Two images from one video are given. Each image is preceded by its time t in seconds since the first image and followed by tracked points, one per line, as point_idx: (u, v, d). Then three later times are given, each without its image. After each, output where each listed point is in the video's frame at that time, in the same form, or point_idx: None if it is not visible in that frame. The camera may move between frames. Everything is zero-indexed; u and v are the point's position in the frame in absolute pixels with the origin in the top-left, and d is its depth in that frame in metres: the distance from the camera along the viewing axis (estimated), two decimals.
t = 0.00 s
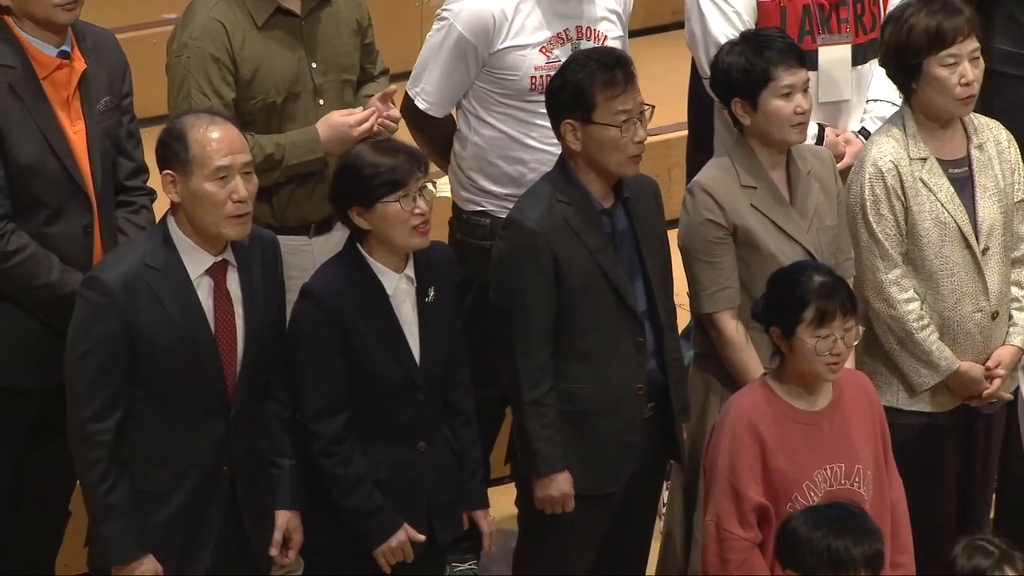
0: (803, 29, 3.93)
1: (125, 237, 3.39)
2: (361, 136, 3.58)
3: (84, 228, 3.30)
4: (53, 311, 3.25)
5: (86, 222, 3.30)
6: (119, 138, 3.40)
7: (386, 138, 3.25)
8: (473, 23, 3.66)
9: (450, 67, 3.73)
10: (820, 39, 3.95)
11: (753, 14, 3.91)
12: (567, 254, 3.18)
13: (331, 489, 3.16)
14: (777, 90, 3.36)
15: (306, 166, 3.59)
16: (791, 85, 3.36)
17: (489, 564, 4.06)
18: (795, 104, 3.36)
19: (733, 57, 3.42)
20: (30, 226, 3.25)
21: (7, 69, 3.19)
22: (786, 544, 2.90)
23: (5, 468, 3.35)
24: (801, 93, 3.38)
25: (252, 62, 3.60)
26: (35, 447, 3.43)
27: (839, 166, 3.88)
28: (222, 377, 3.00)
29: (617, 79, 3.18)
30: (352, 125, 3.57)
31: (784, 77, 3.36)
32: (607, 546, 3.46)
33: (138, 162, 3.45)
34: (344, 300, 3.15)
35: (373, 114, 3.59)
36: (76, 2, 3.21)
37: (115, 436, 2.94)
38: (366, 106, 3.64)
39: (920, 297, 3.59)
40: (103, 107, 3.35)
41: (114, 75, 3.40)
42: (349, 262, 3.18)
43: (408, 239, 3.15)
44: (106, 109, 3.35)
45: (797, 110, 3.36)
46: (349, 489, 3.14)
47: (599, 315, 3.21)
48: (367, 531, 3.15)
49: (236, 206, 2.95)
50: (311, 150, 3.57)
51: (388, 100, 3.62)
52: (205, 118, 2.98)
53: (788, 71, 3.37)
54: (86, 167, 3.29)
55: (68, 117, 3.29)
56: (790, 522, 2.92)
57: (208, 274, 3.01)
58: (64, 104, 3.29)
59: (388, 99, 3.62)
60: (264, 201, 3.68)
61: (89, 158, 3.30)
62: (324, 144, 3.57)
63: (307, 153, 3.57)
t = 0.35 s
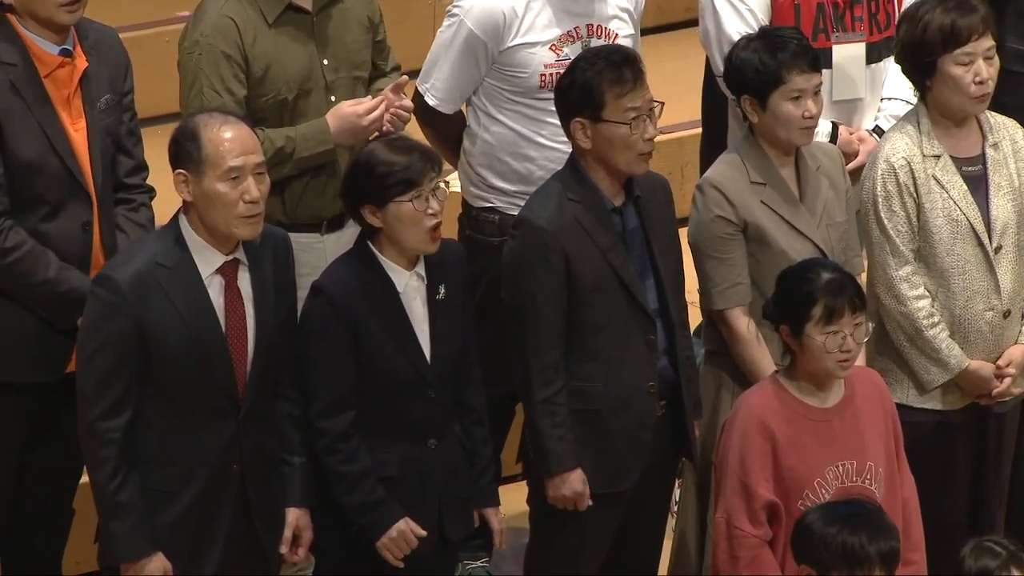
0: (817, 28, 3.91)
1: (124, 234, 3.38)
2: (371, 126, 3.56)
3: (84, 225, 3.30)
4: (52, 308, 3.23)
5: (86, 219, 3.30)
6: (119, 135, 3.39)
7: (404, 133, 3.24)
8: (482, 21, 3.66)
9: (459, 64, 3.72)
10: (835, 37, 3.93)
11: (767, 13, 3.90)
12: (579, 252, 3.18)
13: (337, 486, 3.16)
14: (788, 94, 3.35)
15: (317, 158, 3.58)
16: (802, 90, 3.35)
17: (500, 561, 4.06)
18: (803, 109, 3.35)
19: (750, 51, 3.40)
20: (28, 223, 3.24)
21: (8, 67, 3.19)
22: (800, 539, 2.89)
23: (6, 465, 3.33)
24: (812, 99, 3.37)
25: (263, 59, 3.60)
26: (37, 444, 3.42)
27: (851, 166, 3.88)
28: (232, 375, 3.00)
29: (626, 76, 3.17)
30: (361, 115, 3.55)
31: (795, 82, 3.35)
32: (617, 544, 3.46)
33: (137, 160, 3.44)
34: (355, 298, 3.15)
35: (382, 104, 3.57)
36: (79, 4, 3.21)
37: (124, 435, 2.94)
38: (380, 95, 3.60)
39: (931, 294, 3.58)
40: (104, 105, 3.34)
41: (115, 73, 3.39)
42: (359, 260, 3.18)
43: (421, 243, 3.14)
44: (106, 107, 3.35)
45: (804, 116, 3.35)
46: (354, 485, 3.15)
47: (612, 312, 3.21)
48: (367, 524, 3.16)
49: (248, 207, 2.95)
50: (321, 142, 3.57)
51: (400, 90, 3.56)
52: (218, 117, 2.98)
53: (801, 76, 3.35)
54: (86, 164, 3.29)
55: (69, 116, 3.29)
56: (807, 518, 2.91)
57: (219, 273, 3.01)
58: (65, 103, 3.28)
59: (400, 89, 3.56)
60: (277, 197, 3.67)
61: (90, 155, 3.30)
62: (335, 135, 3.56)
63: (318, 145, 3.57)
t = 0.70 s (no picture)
0: (817, 26, 3.92)
1: (111, 232, 3.40)
2: (370, 124, 3.56)
3: (70, 222, 3.29)
4: (40, 304, 3.22)
5: (73, 216, 3.29)
6: (108, 133, 3.40)
7: (412, 137, 3.23)
8: (480, 20, 3.66)
9: (458, 63, 3.72)
10: (835, 36, 3.93)
11: (768, 12, 3.90)
12: (581, 251, 3.17)
13: (326, 490, 3.17)
14: (786, 92, 3.35)
15: (317, 157, 3.58)
16: (801, 88, 3.35)
17: (500, 561, 4.06)
18: (802, 107, 3.35)
19: (747, 50, 3.40)
20: (14, 219, 3.23)
21: None
22: (801, 540, 2.89)
23: (5, 463, 3.33)
24: (810, 96, 3.36)
25: (264, 58, 3.60)
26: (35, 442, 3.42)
27: (851, 165, 3.88)
28: (233, 374, 3.00)
29: (635, 79, 3.17)
30: (361, 114, 3.55)
31: (793, 80, 3.35)
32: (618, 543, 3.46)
33: (125, 159, 3.46)
34: (355, 298, 3.15)
35: (382, 104, 3.56)
36: None
37: (125, 435, 2.94)
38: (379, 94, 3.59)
39: (936, 295, 3.57)
40: (92, 102, 3.35)
41: (104, 71, 3.39)
42: (359, 260, 3.18)
43: (422, 247, 3.14)
44: (95, 104, 3.35)
45: (803, 113, 3.35)
46: (343, 491, 3.15)
47: (613, 311, 3.21)
48: (355, 529, 3.16)
49: (248, 207, 2.95)
50: (321, 141, 3.57)
51: (399, 91, 3.55)
52: (218, 117, 2.98)
53: (798, 75, 3.35)
54: (73, 162, 3.29)
55: (58, 113, 3.29)
56: (808, 518, 2.91)
57: (220, 273, 3.01)
58: (53, 100, 3.28)
59: (399, 90, 3.55)
60: (277, 197, 3.67)
61: (77, 153, 3.30)
62: (334, 134, 3.55)
63: (317, 144, 3.57)
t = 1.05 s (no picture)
0: (815, 26, 3.91)
1: (94, 234, 3.37)
2: (371, 126, 3.54)
3: (52, 222, 3.28)
4: (24, 304, 3.20)
5: (56, 216, 3.28)
6: (91, 135, 3.38)
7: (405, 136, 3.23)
8: (482, 21, 3.66)
9: (460, 64, 3.72)
10: (833, 35, 3.93)
11: (765, 11, 3.91)
12: (583, 249, 3.17)
13: (326, 492, 3.17)
14: (783, 86, 3.35)
15: (317, 158, 3.58)
16: (797, 81, 3.35)
17: (502, 562, 4.06)
18: (800, 102, 3.35)
19: (743, 50, 3.41)
20: None
21: None
22: (802, 541, 2.89)
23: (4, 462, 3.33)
24: (808, 90, 3.37)
25: (265, 59, 3.60)
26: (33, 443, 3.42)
27: (850, 164, 3.88)
28: (234, 372, 3.00)
29: (641, 76, 3.16)
30: (361, 115, 3.54)
31: (789, 73, 3.35)
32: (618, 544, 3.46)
33: (108, 159, 3.43)
34: (356, 298, 3.15)
35: (383, 105, 3.54)
36: None
37: (126, 434, 2.94)
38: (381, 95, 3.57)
39: (932, 294, 3.57)
40: (76, 103, 3.33)
41: (87, 71, 3.38)
42: (358, 260, 3.18)
43: (420, 243, 3.14)
44: (79, 105, 3.34)
45: (801, 108, 3.35)
46: (343, 493, 3.15)
47: (613, 310, 3.21)
48: (354, 530, 3.15)
49: (249, 204, 2.95)
50: (323, 142, 3.57)
51: (401, 92, 3.53)
52: (219, 115, 2.98)
53: (794, 68, 3.36)
54: (56, 161, 3.28)
55: (40, 112, 3.27)
56: (809, 519, 2.91)
57: (221, 271, 3.01)
58: (36, 100, 3.27)
59: (401, 91, 3.53)
60: (278, 197, 3.67)
61: (60, 153, 3.29)
62: (335, 135, 3.55)
63: (319, 145, 3.57)
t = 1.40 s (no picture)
0: (812, 25, 3.92)
1: (78, 242, 3.36)
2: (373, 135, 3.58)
3: (39, 230, 3.28)
4: (15, 312, 3.20)
5: (43, 224, 3.28)
6: (75, 142, 3.37)
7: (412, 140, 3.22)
8: (484, 19, 3.66)
9: (462, 63, 3.72)
10: (830, 35, 3.94)
11: (762, 10, 3.91)
12: (585, 248, 3.17)
13: (324, 493, 3.17)
14: (785, 87, 3.35)
15: (319, 163, 3.59)
16: (800, 84, 3.35)
17: (501, 561, 4.06)
18: (801, 104, 3.35)
19: (746, 48, 3.39)
20: None
21: None
22: (802, 541, 2.89)
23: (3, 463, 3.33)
24: (808, 92, 3.37)
25: (266, 59, 3.60)
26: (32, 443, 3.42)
27: (847, 164, 3.88)
28: (236, 372, 3.00)
29: (654, 78, 3.16)
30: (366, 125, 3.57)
31: (793, 76, 3.35)
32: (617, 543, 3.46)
33: (90, 167, 3.42)
34: (356, 298, 3.15)
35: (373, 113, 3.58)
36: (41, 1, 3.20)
37: (126, 434, 2.94)
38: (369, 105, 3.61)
39: (929, 293, 3.58)
40: (61, 110, 3.33)
41: (71, 79, 3.37)
42: (359, 259, 3.18)
43: (419, 252, 3.14)
44: (64, 112, 3.34)
45: (802, 110, 3.35)
46: (341, 494, 3.15)
47: (614, 310, 3.21)
48: (353, 530, 3.15)
49: (251, 205, 2.95)
50: (325, 147, 3.57)
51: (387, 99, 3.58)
52: (222, 116, 2.98)
53: (798, 70, 3.35)
54: (43, 169, 3.28)
55: (27, 119, 3.27)
56: (810, 519, 2.91)
57: (222, 271, 3.01)
58: (23, 107, 3.27)
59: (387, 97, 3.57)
60: (278, 198, 3.67)
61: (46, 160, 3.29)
62: (338, 142, 3.57)
63: (320, 150, 3.57)
